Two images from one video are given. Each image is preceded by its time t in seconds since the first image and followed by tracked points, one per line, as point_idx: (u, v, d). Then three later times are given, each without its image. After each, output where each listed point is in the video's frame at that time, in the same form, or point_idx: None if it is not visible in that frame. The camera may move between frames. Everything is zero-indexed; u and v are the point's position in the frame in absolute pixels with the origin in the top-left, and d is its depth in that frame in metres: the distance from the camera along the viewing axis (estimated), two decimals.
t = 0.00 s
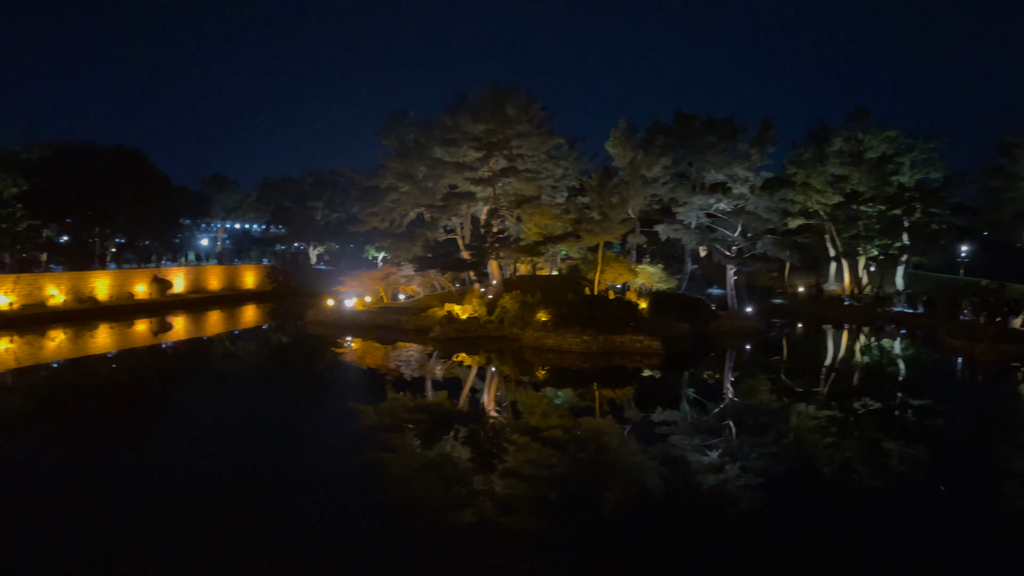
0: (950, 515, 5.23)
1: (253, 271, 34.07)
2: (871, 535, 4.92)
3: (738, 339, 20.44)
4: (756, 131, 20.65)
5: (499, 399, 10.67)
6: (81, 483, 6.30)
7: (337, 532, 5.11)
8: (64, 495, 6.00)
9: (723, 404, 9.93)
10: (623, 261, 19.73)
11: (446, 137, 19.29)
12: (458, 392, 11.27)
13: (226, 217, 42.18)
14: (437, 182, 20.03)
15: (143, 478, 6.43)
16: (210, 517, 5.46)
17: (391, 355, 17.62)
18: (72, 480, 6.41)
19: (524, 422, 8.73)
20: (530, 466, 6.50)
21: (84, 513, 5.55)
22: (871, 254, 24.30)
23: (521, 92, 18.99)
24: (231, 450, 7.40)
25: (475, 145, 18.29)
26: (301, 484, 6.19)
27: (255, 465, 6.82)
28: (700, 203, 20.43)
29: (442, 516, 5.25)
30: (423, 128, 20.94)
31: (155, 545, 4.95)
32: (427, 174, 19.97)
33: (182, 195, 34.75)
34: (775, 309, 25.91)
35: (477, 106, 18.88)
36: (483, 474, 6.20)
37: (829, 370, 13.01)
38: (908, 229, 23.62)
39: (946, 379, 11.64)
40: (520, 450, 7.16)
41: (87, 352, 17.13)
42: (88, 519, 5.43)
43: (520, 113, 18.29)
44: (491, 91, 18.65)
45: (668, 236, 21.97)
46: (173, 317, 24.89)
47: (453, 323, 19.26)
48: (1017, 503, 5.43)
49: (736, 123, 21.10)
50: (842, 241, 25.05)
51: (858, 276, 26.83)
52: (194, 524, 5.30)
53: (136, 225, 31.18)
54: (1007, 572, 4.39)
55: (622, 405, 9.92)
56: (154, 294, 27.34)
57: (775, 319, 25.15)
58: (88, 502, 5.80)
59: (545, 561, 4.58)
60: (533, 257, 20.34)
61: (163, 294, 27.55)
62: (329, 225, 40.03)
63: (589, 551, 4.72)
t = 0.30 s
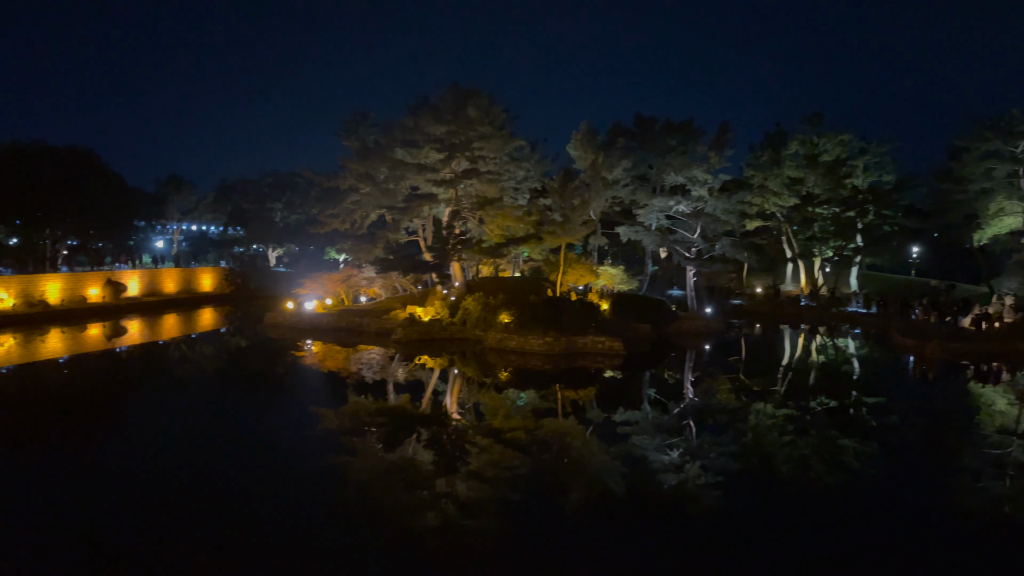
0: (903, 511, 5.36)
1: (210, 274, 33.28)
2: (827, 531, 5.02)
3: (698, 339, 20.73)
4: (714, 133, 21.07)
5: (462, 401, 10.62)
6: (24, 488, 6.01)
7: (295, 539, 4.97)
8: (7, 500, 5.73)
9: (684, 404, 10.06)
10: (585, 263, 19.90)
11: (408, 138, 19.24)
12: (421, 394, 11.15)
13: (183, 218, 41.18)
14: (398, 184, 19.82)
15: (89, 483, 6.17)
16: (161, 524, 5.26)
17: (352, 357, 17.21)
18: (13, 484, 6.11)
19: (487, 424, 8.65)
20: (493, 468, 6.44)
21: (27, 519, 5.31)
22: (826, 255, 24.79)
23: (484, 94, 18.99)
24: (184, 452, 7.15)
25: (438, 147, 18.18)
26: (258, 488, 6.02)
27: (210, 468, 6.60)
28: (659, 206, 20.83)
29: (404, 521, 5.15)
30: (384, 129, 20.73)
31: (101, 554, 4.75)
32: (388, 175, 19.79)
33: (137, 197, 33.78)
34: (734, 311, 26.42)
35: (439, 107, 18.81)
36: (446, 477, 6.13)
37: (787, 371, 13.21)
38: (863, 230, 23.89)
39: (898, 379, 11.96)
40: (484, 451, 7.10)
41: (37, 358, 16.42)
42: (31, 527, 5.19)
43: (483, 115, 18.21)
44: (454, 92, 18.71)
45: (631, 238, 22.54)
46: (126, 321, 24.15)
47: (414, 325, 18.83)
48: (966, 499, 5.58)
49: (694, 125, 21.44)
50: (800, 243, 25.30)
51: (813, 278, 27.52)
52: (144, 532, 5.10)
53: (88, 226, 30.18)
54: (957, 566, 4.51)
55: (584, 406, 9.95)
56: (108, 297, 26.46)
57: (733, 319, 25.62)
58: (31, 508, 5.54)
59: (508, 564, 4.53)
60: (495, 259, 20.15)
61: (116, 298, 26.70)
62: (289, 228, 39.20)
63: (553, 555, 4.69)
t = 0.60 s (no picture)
0: (860, 506, 5.47)
1: (165, 277, 32.87)
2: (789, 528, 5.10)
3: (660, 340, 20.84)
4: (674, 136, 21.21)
5: (423, 404, 10.23)
6: None
7: (256, 545, 4.90)
8: None
9: (645, 403, 10.13)
10: (547, 265, 19.80)
11: (368, 138, 18.63)
12: (382, 397, 10.70)
13: (138, 219, 40.11)
14: (359, 185, 19.54)
15: (38, 491, 5.97)
16: (118, 531, 5.15)
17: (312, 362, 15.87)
18: None
19: (448, 426, 8.38)
20: (455, 470, 6.41)
21: None
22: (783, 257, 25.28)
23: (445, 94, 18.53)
24: (140, 458, 6.98)
25: (399, 147, 17.92)
26: (216, 493, 5.92)
27: (166, 474, 6.47)
28: (620, 207, 21.02)
29: (367, 524, 5.12)
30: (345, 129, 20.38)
31: (56, 563, 4.63)
32: (348, 176, 19.64)
33: (89, 198, 32.86)
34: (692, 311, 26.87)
35: (399, 107, 18.27)
36: (409, 479, 6.09)
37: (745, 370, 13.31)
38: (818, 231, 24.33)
39: (853, 376, 12.18)
40: (446, 452, 7.04)
41: None
42: None
43: (444, 116, 17.95)
44: (414, 93, 17.95)
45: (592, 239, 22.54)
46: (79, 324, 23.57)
47: (376, 326, 18.52)
48: (920, 493, 5.72)
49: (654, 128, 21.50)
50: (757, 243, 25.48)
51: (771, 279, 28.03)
52: (99, 539, 4.99)
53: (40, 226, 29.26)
54: (911, 557, 4.63)
55: (547, 406, 9.96)
56: (59, 301, 25.65)
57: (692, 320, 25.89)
58: None
59: (471, 565, 4.53)
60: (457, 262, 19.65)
61: (68, 301, 25.93)
62: (247, 228, 38.41)
63: (516, 554, 4.71)
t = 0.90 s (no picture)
0: (815, 500, 5.60)
1: (117, 277, 31.68)
2: (744, 522, 5.20)
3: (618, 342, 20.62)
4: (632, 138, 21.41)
5: (383, 405, 9.85)
6: None
7: (211, 551, 4.81)
8: None
9: (605, 403, 10.18)
10: (507, 265, 19.62)
11: (326, 138, 18.26)
12: (341, 399, 10.29)
13: (87, 219, 38.71)
14: (317, 185, 18.92)
15: None
16: (68, 538, 5.01)
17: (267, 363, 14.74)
18: None
19: (410, 427, 8.28)
20: (414, 472, 6.37)
21: None
22: (738, 255, 26.15)
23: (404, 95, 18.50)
24: (91, 464, 6.79)
25: (356, 147, 17.61)
26: (170, 499, 5.80)
27: (118, 480, 6.30)
28: (580, 207, 21.15)
29: (325, 528, 5.07)
30: (301, 128, 19.96)
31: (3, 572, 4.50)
32: (306, 176, 18.99)
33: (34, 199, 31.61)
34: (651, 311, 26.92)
35: (358, 107, 18.21)
36: (368, 482, 6.04)
37: (701, 368, 13.49)
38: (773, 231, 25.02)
39: (808, 375, 12.40)
40: (405, 455, 6.98)
41: None
42: None
43: (403, 117, 17.96)
44: (372, 93, 17.90)
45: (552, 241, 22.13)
46: (26, 326, 22.91)
47: (334, 328, 17.71)
48: (869, 487, 5.88)
49: (612, 130, 21.64)
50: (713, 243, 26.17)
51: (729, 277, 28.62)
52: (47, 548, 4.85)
53: None
54: (860, 547, 4.78)
55: (507, 406, 9.93)
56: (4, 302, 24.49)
57: (653, 318, 26.01)
58: None
59: (429, 566, 4.53)
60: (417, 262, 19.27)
61: (14, 303, 24.67)
62: (202, 228, 37.26)
63: (475, 554, 4.71)
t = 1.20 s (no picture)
0: (777, 495, 5.68)
1: (75, 278, 30.51)
2: (709, 519, 5.24)
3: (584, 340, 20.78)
4: (596, 138, 21.49)
5: (347, 407, 9.73)
6: None
7: (171, 557, 4.72)
8: None
9: (571, 402, 10.21)
10: (472, 264, 19.61)
11: (288, 137, 17.78)
12: (305, 401, 10.16)
13: (41, 219, 37.60)
14: (279, 184, 18.45)
15: None
16: (21, 546, 4.85)
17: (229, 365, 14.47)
18: None
19: (374, 428, 8.20)
20: (379, 474, 6.32)
21: None
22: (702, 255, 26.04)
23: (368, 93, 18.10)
24: (44, 471, 6.59)
25: (320, 146, 17.18)
26: (129, 505, 5.66)
27: (73, 487, 6.12)
28: (544, 207, 21.19)
29: (287, 532, 5.00)
30: (263, 127, 19.59)
31: None
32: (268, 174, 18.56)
33: None
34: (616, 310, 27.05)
35: (321, 105, 17.73)
36: (332, 485, 5.97)
37: (666, 366, 13.65)
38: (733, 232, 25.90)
39: (769, 372, 12.55)
40: (370, 456, 6.91)
41: None
42: None
43: (367, 115, 17.51)
44: (336, 91, 17.48)
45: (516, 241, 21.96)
46: None
47: (297, 329, 17.26)
48: (829, 481, 5.98)
49: (577, 130, 21.56)
50: (676, 244, 26.47)
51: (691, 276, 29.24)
52: None
53: None
54: (822, 540, 4.86)
55: (473, 406, 9.90)
56: None
57: (618, 318, 25.96)
58: None
59: (394, 569, 4.49)
60: (381, 262, 19.16)
61: None
62: (160, 228, 36.32)
63: (440, 556, 4.68)
